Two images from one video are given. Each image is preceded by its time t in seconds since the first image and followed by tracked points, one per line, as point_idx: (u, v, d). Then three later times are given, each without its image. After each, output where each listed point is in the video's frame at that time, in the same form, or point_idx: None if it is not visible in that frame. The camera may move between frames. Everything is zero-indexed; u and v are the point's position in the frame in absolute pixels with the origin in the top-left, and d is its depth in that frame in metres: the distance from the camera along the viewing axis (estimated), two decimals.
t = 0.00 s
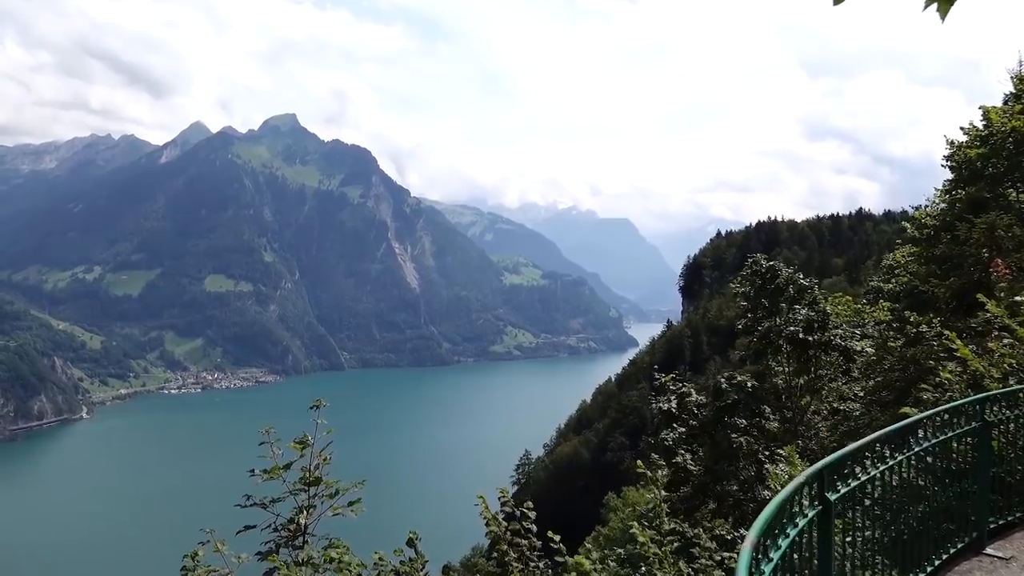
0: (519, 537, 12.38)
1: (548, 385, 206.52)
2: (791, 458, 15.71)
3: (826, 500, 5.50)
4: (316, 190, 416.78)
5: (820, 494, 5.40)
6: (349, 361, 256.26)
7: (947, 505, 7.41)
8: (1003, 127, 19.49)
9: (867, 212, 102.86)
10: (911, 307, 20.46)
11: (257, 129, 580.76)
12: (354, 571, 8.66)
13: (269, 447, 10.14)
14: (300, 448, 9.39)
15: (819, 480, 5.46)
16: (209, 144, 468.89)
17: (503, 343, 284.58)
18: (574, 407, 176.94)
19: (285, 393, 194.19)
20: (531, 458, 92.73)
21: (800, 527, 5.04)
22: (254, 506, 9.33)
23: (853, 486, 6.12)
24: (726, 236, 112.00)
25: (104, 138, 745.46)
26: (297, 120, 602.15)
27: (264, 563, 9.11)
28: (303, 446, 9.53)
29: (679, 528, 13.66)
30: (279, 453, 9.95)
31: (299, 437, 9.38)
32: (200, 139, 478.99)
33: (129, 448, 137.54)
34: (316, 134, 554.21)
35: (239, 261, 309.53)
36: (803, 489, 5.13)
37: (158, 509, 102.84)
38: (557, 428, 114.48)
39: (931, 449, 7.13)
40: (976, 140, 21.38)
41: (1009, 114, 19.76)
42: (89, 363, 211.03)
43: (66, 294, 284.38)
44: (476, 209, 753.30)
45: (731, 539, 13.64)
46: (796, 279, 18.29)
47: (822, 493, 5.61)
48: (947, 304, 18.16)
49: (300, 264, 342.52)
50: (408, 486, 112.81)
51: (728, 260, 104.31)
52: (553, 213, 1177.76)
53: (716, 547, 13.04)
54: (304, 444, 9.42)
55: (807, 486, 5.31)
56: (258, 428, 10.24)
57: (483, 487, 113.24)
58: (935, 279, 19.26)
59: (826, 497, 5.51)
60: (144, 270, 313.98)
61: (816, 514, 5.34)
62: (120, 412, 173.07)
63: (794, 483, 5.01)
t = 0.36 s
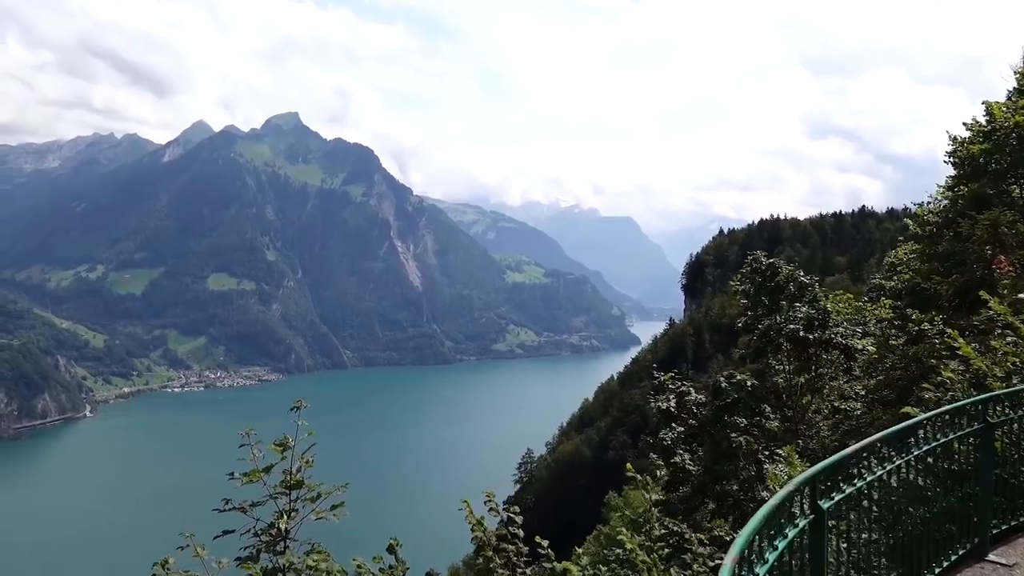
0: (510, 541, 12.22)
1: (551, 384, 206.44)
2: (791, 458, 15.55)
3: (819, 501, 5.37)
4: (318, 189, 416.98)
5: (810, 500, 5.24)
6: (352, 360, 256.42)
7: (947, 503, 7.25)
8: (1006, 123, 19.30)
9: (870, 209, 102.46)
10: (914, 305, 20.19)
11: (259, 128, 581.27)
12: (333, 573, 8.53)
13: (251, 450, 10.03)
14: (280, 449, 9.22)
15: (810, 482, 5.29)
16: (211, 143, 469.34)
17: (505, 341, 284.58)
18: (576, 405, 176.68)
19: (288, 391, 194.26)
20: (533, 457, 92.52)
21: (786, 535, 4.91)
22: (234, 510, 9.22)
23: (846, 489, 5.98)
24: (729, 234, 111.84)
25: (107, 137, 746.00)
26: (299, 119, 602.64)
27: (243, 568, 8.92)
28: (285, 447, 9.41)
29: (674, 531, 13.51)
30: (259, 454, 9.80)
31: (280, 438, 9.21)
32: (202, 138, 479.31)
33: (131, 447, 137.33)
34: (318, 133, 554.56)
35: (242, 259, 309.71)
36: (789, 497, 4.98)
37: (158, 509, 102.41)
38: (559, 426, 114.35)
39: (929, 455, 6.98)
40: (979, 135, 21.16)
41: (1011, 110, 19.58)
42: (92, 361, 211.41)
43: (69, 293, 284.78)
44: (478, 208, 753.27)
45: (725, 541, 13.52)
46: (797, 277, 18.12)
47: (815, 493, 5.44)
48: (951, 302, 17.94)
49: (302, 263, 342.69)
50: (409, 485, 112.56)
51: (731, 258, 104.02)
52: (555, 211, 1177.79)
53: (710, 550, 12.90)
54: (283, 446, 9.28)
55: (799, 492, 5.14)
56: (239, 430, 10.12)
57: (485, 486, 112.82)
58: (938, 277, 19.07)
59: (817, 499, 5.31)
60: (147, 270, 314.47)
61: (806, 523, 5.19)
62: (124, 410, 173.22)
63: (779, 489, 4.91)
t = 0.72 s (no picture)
0: (494, 548, 12.07)
1: (553, 383, 206.23)
2: (787, 459, 15.44)
3: (800, 503, 5.25)
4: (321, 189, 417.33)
5: (792, 504, 5.04)
6: (355, 360, 256.52)
7: (940, 505, 7.05)
8: (1008, 118, 19.10)
9: (873, 208, 102.04)
10: (913, 303, 19.97)
11: (262, 129, 581.82)
12: None
13: (226, 449, 9.88)
14: (255, 451, 9.05)
15: (791, 482, 5.15)
16: (214, 144, 470.07)
17: (508, 341, 284.55)
18: (579, 406, 176.33)
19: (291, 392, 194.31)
20: (536, 457, 92.27)
21: (766, 541, 4.76)
22: (206, 514, 9.01)
23: (835, 495, 5.77)
24: (732, 233, 111.69)
25: (110, 138, 746.90)
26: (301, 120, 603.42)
27: None
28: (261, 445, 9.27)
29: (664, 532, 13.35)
30: (232, 457, 9.59)
31: (256, 439, 9.02)
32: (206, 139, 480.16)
33: (132, 448, 137.15)
34: (320, 133, 554.96)
35: (245, 260, 310.02)
36: (766, 503, 4.80)
37: (160, 509, 102.08)
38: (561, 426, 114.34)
39: (923, 455, 6.82)
40: (981, 132, 20.93)
41: (1013, 107, 19.39)
42: (96, 361, 211.56)
43: (73, 294, 285.09)
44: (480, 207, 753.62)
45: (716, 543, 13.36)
46: (794, 274, 17.93)
47: (802, 495, 5.30)
48: (948, 301, 17.82)
49: (304, 263, 342.99)
50: (412, 485, 112.36)
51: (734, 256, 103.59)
52: (557, 211, 1177.76)
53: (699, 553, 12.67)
54: (257, 445, 9.12)
55: (780, 498, 4.97)
56: (215, 430, 9.95)
57: (487, 486, 112.47)
58: (938, 275, 18.91)
59: (796, 506, 5.13)
60: (150, 270, 314.81)
61: (788, 532, 5.00)
62: (128, 410, 173.45)
63: (760, 496, 4.70)
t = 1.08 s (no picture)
0: (482, 553, 11.84)
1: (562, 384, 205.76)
2: (787, 462, 15.35)
3: (788, 513, 5.17)
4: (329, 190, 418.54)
5: (764, 529, 4.75)
6: (364, 360, 257.23)
7: (940, 512, 6.86)
8: (1016, 116, 18.82)
9: (882, 208, 101.45)
10: (918, 304, 19.70)
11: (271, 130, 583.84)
12: None
13: (213, 447, 9.95)
14: (227, 459, 9.03)
15: (781, 492, 5.11)
16: (223, 145, 472.33)
17: (516, 341, 284.65)
18: (587, 406, 176.05)
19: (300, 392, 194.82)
20: (544, 458, 92.01)
21: (749, 552, 4.67)
22: (173, 523, 8.91)
23: (824, 488, 5.72)
24: (740, 233, 111.20)
25: (120, 139, 750.44)
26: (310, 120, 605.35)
27: None
28: (221, 453, 9.25)
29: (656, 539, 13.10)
30: (204, 463, 9.41)
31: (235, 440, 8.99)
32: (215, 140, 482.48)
33: (140, 448, 137.25)
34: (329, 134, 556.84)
35: (254, 260, 311.23)
36: (733, 518, 4.50)
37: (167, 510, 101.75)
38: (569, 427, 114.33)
39: (919, 454, 6.72)
40: (987, 130, 20.66)
41: (1020, 104, 19.12)
42: (106, 361, 212.66)
43: (83, 294, 286.75)
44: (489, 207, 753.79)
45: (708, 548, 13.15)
46: (797, 274, 17.87)
47: (783, 508, 5.12)
48: (954, 301, 17.52)
49: (313, 263, 344.09)
50: (419, 486, 111.95)
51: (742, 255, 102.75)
52: (565, 211, 1178.24)
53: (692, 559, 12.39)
54: (228, 455, 9.05)
55: (758, 517, 4.69)
56: (193, 431, 9.93)
57: (495, 486, 112.42)
58: (942, 275, 18.66)
59: (775, 523, 4.88)
60: (159, 270, 315.97)
61: (760, 550, 4.71)
62: (137, 409, 174.27)
63: (726, 512, 4.44)
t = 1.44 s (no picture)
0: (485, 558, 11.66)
1: (586, 386, 204.75)
2: (807, 467, 15.04)
3: (791, 522, 5.03)
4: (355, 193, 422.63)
5: (753, 546, 4.47)
6: (390, 362, 258.99)
7: (958, 521, 6.61)
8: None
9: (913, 211, 99.71)
10: (946, 307, 19.18)
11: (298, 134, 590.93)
12: None
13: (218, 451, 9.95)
14: (222, 462, 8.93)
15: (786, 499, 4.92)
16: (252, 149, 479.14)
17: (542, 344, 284.35)
18: (612, 409, 175.01)
19: (325, 394, 196.31)
20: (569, 460, 91.38)
21: (747, 559, 4.49)
22: (166, 525, 8.79)
23: (829, 491, 5.58)
24: (768, 236, 109.89)
25: (151, 143, 764.08)
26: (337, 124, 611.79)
27: None
28: (216, 456, 9.16)
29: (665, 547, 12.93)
30: (199, 464, 9.29)
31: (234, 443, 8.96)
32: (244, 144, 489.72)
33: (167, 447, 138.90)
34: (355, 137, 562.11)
35: (282, 263, 314.95)
36: (715, 537, 4.20)
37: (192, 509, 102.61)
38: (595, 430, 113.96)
39: (931, 454, 6.52)
40: (1018, 129, 20.09)
41: None
42: (137, 362, 216.44)
43: (115, 296, 292.13)
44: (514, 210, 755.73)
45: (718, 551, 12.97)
46: (820, 276, 17.55)
47: (790, 520, 4.84)
48: (984, 303, 17.00)
49: (339, 266, 347.38)
50: (443, 488, 111.75)
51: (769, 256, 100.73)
52: (591, 214, 1178.36)
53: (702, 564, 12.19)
54: (222, 458, 9.01)
55: (744, 533, 4.45)
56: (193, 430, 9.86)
57: (520, 489, 112.07)
58: (971, 277, 18.13)
59: (769, 544, 4.58)
60: (189, 272, 321.04)
61: (749, 568, 4.43)
62: (166, 410, 176.82)
63: (710, 527, 4.13)
